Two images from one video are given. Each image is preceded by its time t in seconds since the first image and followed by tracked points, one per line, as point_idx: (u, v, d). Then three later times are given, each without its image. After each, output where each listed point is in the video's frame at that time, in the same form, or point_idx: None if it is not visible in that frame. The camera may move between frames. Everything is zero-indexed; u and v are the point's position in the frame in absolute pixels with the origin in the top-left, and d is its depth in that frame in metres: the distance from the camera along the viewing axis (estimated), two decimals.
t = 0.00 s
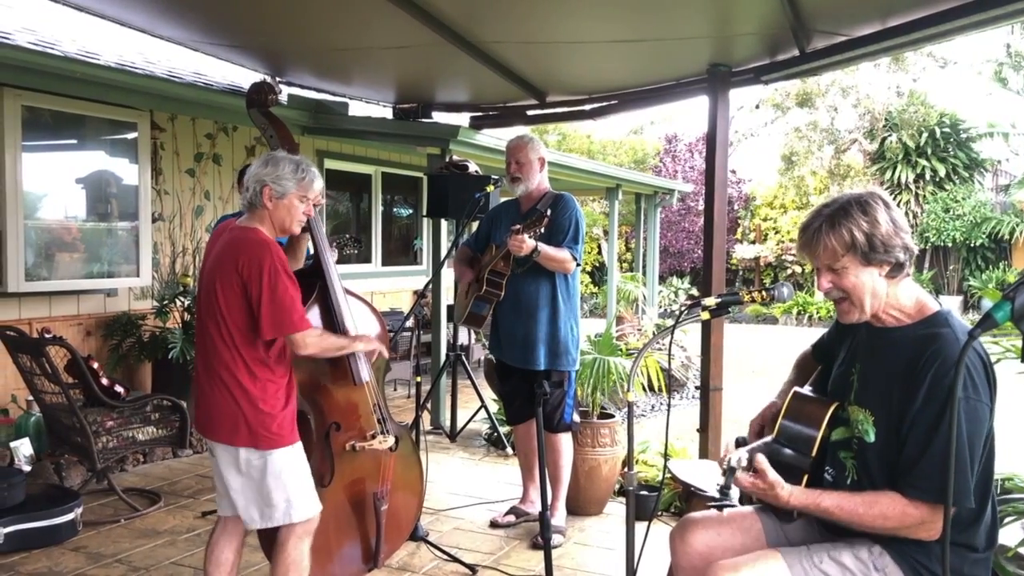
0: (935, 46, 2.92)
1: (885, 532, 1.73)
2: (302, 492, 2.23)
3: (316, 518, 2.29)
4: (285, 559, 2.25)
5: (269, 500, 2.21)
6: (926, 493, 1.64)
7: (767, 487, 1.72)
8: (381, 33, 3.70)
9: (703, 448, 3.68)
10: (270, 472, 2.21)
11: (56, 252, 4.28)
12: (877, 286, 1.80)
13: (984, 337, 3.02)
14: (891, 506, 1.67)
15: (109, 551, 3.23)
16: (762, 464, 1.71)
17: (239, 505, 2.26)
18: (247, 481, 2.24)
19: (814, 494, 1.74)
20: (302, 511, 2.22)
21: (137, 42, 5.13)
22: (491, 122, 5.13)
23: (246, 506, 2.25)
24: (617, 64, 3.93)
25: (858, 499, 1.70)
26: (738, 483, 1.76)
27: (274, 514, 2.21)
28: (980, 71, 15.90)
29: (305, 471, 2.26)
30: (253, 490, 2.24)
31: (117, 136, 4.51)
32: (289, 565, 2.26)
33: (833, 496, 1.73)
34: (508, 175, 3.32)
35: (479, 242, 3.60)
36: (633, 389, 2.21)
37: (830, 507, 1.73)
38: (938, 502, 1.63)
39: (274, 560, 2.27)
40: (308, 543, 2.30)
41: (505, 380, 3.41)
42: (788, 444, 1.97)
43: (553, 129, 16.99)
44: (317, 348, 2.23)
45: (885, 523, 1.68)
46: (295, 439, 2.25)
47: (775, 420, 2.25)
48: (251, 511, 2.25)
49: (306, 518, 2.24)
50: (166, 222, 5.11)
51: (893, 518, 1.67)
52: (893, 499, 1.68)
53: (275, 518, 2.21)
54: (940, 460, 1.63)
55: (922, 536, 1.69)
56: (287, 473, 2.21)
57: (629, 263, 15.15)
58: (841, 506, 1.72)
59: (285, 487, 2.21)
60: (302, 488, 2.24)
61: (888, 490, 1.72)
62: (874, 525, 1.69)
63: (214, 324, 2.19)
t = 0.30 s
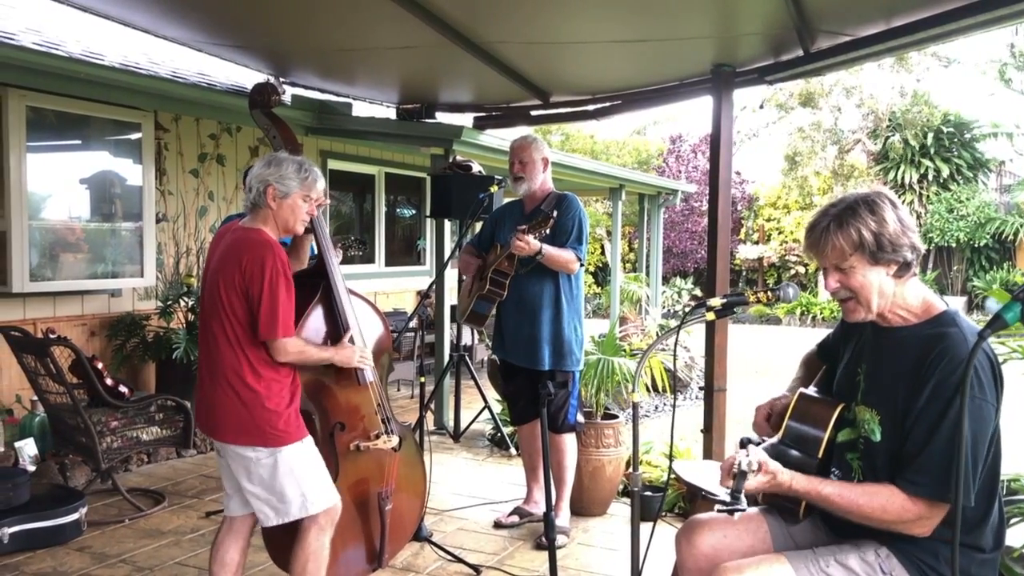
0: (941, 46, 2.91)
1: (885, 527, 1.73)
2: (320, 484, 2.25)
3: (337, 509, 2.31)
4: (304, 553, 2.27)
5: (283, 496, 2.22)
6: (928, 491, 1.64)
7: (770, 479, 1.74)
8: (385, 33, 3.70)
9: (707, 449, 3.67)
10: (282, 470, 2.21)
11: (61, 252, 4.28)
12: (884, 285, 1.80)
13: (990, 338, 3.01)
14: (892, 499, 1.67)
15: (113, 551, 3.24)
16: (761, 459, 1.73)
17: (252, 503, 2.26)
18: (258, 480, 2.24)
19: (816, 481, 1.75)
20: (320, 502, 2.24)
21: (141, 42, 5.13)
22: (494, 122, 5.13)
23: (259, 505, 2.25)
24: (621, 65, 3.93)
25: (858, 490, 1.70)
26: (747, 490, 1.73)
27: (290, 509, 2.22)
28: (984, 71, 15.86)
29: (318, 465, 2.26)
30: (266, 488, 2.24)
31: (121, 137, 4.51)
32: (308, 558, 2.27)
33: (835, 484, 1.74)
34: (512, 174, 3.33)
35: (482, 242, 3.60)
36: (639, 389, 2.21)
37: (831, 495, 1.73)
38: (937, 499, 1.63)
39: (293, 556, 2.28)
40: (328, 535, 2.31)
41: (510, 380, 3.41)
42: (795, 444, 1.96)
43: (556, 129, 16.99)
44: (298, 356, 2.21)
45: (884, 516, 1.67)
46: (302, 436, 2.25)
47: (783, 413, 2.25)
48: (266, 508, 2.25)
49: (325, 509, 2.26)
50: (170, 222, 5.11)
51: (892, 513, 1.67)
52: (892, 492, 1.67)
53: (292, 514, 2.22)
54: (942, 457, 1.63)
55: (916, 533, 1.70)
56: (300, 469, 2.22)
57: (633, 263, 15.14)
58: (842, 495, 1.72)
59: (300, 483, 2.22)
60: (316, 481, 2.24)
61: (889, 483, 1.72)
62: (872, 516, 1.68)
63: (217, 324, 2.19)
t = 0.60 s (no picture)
0: (946, 44, 2.90)
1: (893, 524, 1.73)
2: (317, 489, 2.25)
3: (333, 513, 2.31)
4: (302, 556, 2.26)
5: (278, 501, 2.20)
6: (934, 487, 1.64)
7: (774, 474, 1.73)
8: (388, 33, 3.70)
9: (711, 449, 3.67)
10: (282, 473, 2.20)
11: (65, 251, 4.29)
12: (885, 281, 1.80)
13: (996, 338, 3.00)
14: (898, 495, 1.67)
15: (118, 549, 3.24)
16: (762, 454, 1.73)
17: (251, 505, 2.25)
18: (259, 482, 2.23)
19: (823, 476, 1.74)
20: (316, 507, 2.24)
21: (146, 42, 5.14)
22: (498, 122, 5.14)
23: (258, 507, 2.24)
24: (625, 64, 3.93)
25: (866, 486, 1.70)
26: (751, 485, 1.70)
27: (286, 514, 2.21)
28: (989, 70, 15.84)
29: (316, 469, 2.27)
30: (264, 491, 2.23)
31: (126, 136, 4.52)
32: (305, 562, 2.27)
33: (841, 479, 1.73)
34: (515, 173, 3.33)
35: (487, 241, 3.60)
36: (643, 389, 2.20)
37: (838, 490, 1.73)
38: (944, 495, 1.63)
39: (290, 559, 2.28)
40: (323, 540, 2.31)
41: (514, 380, 3.41)
42: (800, 443, 1.97)
43: (560, 129, 16.98)
44: (309, 351, 2.21)
45: (892, 512, 1.67)
46: (305, 439, 2.25)
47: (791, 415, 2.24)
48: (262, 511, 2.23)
49: (322, 513, 2.26)
50: (174, 222, 5.12)
51: (899, 510, 1.67)
52: (898, 489, 1.67)
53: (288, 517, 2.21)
54: (947, 452, 1.63)
55: (924, 529, 1.69)
56: (299, 472, 2.22)
57: (636, 263, 15.13)
58: (849, 490, 1.71)
59: (297, 486, 2.22)
60: (314, 487, 2.25)
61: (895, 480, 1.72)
62: (878, 513, 1.68)
63: (222, 323, 2.19)
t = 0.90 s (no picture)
0: (949, 44, 2.89)
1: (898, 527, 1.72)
2: (307, 495, 2.25)
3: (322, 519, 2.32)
4: (293, 559, 2.27)
5: (271, 503, 2.21)
6: (938, 489, 1.64)
7: (774, 476, 1.72)
8: (392, 33, 3.70)
9: (715, 449, 3.67)
10: (275, 475, 2.21)
11: (70, 251, 4.30)
12: (890, 284, 1.80)
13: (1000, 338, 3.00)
14: (902, 497, 1.66)
15: (122, 549, 3.25)
16: (762, 455, 1.71)
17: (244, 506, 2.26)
18: (252, 483, 2.24)
19: (827, 479, 1.74)
20: (305, 513, 2.24)
21: (150, 43, 5.15)
22: (501, 122, 5.14)
23: (250, 508, 2.25)
24: (628, 64, 3.93)
25: (870, 488, 1.69)
26: (751, 487, 1.70)
27: (276, 517, 2.21)
28: (993, 70, 15.84)
29: (307, 476, 2.27)
30: (257, 492, 2.24)
31: (130, 137, 4.53)
32: (296, 566, 2.27)
33: (845, 481, 1.73)
34: (518, 173, 3.33)
35: (490, 241, 3.60)
36: (646, 389, 2.20)
37: (842, 493, 1.72)
38: (948, 497, 1.63)
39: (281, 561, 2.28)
40: (314, 544, 2.32)
41: (517, 381, 3.41)
42: (803, 444, 1.97)
43: (563, 129, 16.99)
44: (321, 349, 2.23)
45: (896, 514, 1.67)
46: (301, 442, 2.26)
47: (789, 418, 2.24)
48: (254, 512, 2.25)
49: (308, 520, 2.26)
50: (178, 222, 5.13)
51: (904, 512, 1.66)
52: (903, 491, 1.67)
53: (277, 521, 2.21)
54: (952, 454, 1.63)
55: (929, 531, 1.69)
56: (290, 478, 2.22)
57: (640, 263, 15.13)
58: (852, 492, 1.71)
59: (289, 490, 2.22)
60: (304, 492, 2.24)
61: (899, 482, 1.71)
62: (883, 515, 1.68)
63: (225, 323, 2.20)
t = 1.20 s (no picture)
0: (954, 43, 2.89)
1: (906, 528, 1.72)
2: (325, 483, 2.25)
3: (339, 510, 2.30)
4: (308, 552, 2.27)
5: (287, 496, 2.23)
6: (944, 490, 1.63)
7: (783, 477, 1.73)
8: (396, 33, 3.70)
9: (718, 449, 3.66)
10: (288, 469, 2.21)
11: (74, 251, 4.30)
12: (899, 282, 1.79)
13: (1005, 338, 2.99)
14: (909, 498, 1.66)
15: (126, 548, 3.25)
16: (771, 457, 1.72)
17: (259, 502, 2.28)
18: (266, 478, 2.25)
19: (833, 479, 1.74)
20: (323, 504, 2.23)
21: (154, 43, 5.16)
22: (504, 121, 5.14)
23: (265, 503, 2.27)
24: (631, 63, 3.93)
25: (876, 489, 1.69)
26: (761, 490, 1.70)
27: (294, 509, 2.23)
28: (997, 69, 15.82)
29: (324, 466, 2.26)
30: (271, 487, 2.26)
31: (134, 136, 4.54)
32: (312, 560, 2.28)
33: (852, 482, 1.73)
34: (521, 173, 3.32)
35: (493, 240, 3.59)
36: (650, 388, 2.19)
37: (849, 493, 1.72)
38: (955, 498, 1.62)
39: (298, 555, 2.29)
40: (331, 537, 2.32)
41: (520, 380, 3.40)
42: (806, 444, 1.96)
43: (566, 129, 16.98)
44: (324, 349, 2.23)
45: (903, 515, 1.66)
46: (310, 436, 2.26)
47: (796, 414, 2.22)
48: (272, 505, 2.26)
49: (329, 510, 2.26)
50: (182, 221, 5.14)
51: (910, 513, 1.65)
52: (909, 492, 1.66)
53: (295, 513, 2.22)
54: (958, 454, 1.62)
55: (935, 532, 1.68)
56: (305, 470, 2.22)
57: (643, 262, 15.12)
58: (859, 493, 1.71)
59: (304, 482, 2.22)
60: (320, 482, 2.24)
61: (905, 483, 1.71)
62: (890, 515, 1.67)
63: (227, 323, 2.20)
